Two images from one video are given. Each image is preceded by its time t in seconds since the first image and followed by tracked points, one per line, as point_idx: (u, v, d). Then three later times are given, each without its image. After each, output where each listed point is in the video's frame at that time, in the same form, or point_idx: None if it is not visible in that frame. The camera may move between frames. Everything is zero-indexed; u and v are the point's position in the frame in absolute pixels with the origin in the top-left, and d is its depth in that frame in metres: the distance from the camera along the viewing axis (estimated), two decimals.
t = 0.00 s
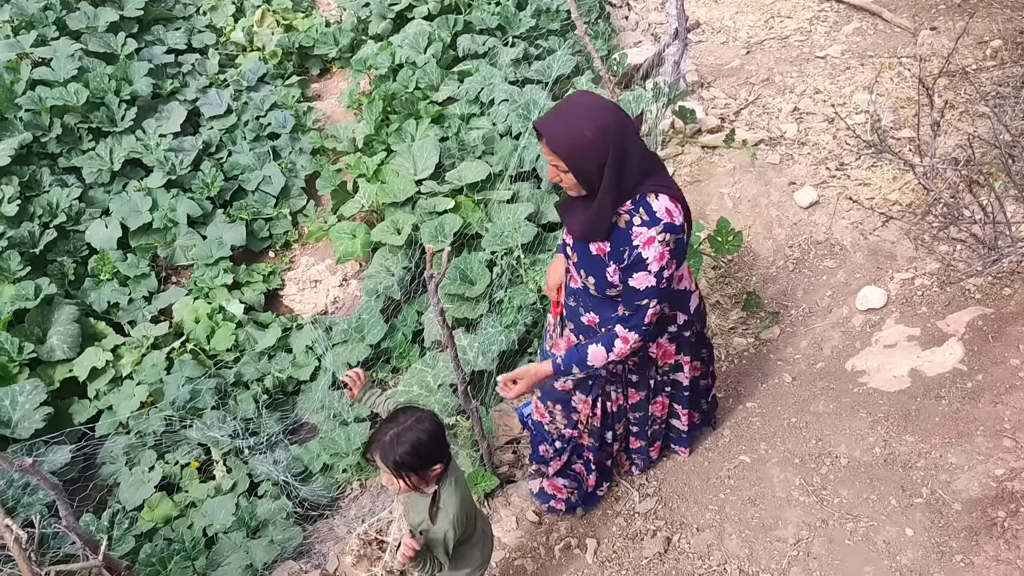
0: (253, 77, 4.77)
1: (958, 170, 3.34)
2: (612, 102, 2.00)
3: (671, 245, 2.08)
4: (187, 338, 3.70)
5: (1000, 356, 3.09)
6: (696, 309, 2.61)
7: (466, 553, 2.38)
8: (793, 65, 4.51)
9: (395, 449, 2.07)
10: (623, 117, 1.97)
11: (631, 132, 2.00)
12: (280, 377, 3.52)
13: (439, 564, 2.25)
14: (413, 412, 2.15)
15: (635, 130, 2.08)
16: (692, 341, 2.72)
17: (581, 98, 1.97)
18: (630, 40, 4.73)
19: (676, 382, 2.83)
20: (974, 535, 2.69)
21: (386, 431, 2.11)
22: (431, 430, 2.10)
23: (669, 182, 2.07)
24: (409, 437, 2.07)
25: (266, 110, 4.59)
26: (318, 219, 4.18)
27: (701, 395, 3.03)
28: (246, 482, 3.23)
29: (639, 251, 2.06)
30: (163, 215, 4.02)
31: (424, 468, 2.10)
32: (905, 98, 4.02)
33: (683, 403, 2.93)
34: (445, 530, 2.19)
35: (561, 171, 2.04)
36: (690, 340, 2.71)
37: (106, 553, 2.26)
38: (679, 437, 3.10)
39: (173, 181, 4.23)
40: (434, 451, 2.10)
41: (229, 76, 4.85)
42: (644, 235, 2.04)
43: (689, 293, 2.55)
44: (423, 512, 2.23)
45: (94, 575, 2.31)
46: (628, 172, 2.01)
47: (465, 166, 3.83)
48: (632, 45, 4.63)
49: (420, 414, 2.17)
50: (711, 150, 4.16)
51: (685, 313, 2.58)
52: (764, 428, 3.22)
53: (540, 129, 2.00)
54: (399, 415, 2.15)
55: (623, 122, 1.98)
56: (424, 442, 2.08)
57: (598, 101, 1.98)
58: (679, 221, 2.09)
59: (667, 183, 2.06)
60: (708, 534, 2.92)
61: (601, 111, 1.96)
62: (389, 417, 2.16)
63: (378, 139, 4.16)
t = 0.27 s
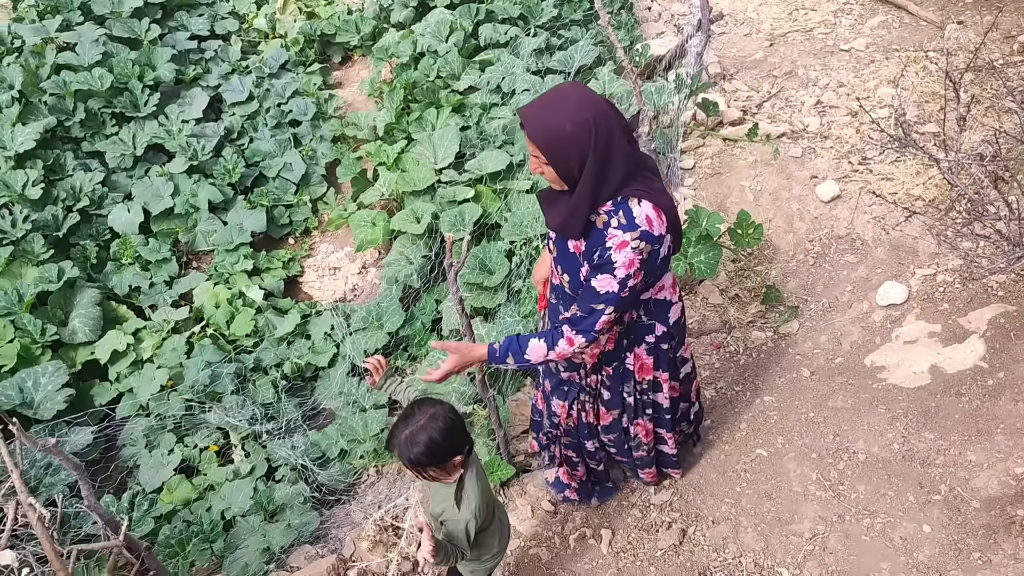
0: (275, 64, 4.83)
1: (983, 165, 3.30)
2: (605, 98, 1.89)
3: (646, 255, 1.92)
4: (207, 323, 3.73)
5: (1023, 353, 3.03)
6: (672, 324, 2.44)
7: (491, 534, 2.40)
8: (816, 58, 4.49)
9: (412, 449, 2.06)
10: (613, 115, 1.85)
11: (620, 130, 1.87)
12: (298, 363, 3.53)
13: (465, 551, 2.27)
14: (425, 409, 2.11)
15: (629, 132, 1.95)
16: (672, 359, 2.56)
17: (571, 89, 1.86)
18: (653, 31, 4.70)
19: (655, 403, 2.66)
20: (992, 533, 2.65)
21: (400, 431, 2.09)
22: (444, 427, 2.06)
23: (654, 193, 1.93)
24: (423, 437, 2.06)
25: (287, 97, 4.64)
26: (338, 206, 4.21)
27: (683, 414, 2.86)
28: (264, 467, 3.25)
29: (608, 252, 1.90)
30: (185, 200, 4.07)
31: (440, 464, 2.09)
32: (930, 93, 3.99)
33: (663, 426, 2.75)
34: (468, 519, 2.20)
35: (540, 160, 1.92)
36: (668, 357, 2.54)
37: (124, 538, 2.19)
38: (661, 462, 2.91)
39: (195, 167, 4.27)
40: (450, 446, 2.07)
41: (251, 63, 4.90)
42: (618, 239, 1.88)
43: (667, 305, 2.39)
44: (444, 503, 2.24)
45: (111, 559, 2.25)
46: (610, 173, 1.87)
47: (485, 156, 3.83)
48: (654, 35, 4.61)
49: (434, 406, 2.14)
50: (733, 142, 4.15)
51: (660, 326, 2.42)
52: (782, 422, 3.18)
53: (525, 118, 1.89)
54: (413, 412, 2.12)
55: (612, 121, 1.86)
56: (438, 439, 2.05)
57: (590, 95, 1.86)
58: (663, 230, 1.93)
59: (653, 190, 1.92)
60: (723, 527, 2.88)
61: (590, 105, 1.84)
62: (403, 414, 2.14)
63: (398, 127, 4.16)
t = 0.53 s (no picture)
0: (295, 57, 4.88)
1: (1006, 166, 3.28)
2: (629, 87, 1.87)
3: (628, 254, 1.87)
4: (226, 314, 3.75)
5: None
6: (653, 341, 2.27)
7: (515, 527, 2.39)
8: (837, 56, 4.49)
9: (435, 465, 1.99)
10: (632, 106, 1.84)
11: (637, 123, 1.86)
12: (316, 354, 3.54)
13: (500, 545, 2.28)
14: (434, 422, 2.05)
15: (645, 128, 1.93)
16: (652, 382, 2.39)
17: (597, 71, 1.85)
18: (673, 28, 4.70)
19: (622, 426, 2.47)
20: (1009, 536, 2.63)
21: (416, 450, 2.02)
22: (459, 433, 2.02)
23: (657, 193, 1.89)
24: (440, 448, 1.99)
25: (307, 90, 4.72)
26: (357, 199, 4.25)
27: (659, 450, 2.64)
28: (281, 458, 3.26)
29: (592, 242, 1.86)
30: (205, 191, 4.11)
31: (461, 471, 2.04)
32: (952, 93, 3.98)
33: (628, 454, 2.54)
34: (497, 512, 2.19)
35: (553, 139, 1.91)
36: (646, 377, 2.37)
37: (147, 525, 2.18)
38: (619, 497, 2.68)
39: (215, 158, 4.33)
40: (468, 449, 2.03)
41: (271, 55, 4.94)
42: (605, 231, 1.85)
43: (651, 319, 2.23)
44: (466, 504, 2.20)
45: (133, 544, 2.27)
46: (616, 164, 1.86)
47: (504, 151, 3.84)
48: (675, 32, 4.62)
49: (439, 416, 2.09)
50: (752, 140, 4.16)
51: (640, 337, 2.25)
52: (798, 421, 3.15)
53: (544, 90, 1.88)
54: (423, 426, 2.06)
55: (630, 113, 1.84)
56: (456, 445, 2.01)
57: (615, 82, 1.85)
58: (657, 235, 1.89)
59: (657, 193, 1.89)
60: (738, 524, 2.86)
61: (611, 91, 1.83)
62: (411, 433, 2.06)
63: (417, 121, 4.20)
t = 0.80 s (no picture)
0: (314, 53, 4.96)
1: None
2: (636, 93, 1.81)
3: (613, 264, 1.77)
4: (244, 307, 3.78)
5: None
6: (643, 358, 2.17)
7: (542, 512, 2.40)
8: (856, 57, 4.49)
9: (447, 468, 2.00)
10: (633, 112, 1.77)
11: (637, 130, 1.79)
12: (333, 348, 3.55)
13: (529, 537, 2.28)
14: (440, 424, 2.06)
15: (654, 138, 1.85)
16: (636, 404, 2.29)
17: (601, 76, 1.81)
18: (692, 27, 4.70)
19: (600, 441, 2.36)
20: None
21: (425, 455, 2.03)
22: (466, 433, 2.01)
23: (656, 206, 1.80)
24: (449, 450, 1.99)
25: (326, 85, 4.76)
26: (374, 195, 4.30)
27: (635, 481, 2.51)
28: (298, 451, 3.26)
29: (577, 244, 1.77)
30: (225, 185, 4.17)
31: (475, 471, 2.04)
32: (972, 95, 4.01)
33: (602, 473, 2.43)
34: (523, 504, 2.19)
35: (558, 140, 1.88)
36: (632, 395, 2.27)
37: (168, 513, 2.14)
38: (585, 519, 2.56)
39: (235, 152, 4.39)
40: (479, 448, 2.03)
41: (290, 51, 5.01)
42: (591, 234, 1.76)
43: (643, 336, 2.14)
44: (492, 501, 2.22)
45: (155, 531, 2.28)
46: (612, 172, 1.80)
47: (522, 148, 3.85)
48: (693, 31, 4.63)
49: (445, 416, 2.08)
50: (770, 140, 4.16)
51: (629, 351, 2.17)
52: (814, 421, 3.09)
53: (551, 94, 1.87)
54: (430, 428, 2.06)
55: (630, 119, 1.79)
56: (466, 445, 2.00)
57: (620, 87, 1.80)
58: (647, 249, 1.79)
59: (655, 205, 1.79)
60: (754, 522, 2.82)
61: (614, 97, 1.78)
62: (420, 436, 2.07)
63: (436, 118, 4.27)
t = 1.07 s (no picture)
0: (325, 52, 4.99)
1: None
2: (616, 110, 1.76)
3: (587, 284, 1.73)
4: (254, 305, 3.79)
5: None
6: (606, 380, 2.12)
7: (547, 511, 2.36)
8: (867, 59, 4.50)
9: (441, 460, 2.00)
10: (606, 133, 1.72)
11: (612, 150, 1.74)
12: (342, 346, 3.54)
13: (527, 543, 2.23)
14: (444, 413, 2.03)
15: (634, 157, 1.80)
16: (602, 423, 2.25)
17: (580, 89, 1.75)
18: (702, 29, 4.72)
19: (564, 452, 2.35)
20: None
21: (422, 441, 2.02)
22: (469, 430, 1.99)
23: (635, 227, 1.74)
24: (446, 444, 1.97)
25: (336, 85, 4.77)
26: (384, 194, 4.33)
27: (601, 493, 2.50)
28: (307, 448, 3.26)
29: (550, 262, 1.73)
30: (235, 183, 4.19)
31: (470, 467, 2.03)
32: (983, 98, 4.02)
33: (566, 481, 2.43)
34: (522, 512, 2.16)
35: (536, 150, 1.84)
36: (596, 413, 2.23)
37: (180, 508, 2.15)
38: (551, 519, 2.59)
39: (246, 150, 4.41)
40: (478, 447, 2.01)
41: (301, 50, 5.04)
42: (565, 253, 1.72)
43: (605, 355, 2.07)
44: (492, 498, 2.21)
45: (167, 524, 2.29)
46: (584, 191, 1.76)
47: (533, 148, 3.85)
48: (704, 33, 4.65)
49: (452, 406, 2.06)
50: (781, 141, 4.16)
51: (591, 369, 2.11)
52: (824, 422, 3.08)
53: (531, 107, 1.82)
54: (434, 416, 2.04)
55: (605, 137, 1.73)
56: (466, 442, 1.98)
57: (599, 102, 1.74)
58: (622, 273, 1.75)
59: (633, 228, 1.73)
60: (763, 523, 2.82)
61: (591, 112, 1.72)
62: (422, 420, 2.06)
63: (446, 117, 4.30)
